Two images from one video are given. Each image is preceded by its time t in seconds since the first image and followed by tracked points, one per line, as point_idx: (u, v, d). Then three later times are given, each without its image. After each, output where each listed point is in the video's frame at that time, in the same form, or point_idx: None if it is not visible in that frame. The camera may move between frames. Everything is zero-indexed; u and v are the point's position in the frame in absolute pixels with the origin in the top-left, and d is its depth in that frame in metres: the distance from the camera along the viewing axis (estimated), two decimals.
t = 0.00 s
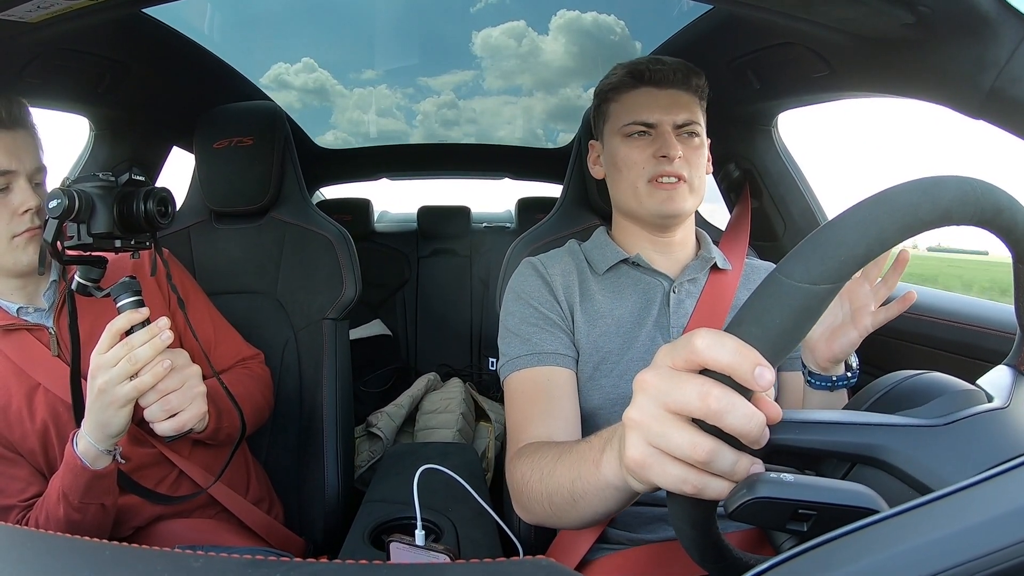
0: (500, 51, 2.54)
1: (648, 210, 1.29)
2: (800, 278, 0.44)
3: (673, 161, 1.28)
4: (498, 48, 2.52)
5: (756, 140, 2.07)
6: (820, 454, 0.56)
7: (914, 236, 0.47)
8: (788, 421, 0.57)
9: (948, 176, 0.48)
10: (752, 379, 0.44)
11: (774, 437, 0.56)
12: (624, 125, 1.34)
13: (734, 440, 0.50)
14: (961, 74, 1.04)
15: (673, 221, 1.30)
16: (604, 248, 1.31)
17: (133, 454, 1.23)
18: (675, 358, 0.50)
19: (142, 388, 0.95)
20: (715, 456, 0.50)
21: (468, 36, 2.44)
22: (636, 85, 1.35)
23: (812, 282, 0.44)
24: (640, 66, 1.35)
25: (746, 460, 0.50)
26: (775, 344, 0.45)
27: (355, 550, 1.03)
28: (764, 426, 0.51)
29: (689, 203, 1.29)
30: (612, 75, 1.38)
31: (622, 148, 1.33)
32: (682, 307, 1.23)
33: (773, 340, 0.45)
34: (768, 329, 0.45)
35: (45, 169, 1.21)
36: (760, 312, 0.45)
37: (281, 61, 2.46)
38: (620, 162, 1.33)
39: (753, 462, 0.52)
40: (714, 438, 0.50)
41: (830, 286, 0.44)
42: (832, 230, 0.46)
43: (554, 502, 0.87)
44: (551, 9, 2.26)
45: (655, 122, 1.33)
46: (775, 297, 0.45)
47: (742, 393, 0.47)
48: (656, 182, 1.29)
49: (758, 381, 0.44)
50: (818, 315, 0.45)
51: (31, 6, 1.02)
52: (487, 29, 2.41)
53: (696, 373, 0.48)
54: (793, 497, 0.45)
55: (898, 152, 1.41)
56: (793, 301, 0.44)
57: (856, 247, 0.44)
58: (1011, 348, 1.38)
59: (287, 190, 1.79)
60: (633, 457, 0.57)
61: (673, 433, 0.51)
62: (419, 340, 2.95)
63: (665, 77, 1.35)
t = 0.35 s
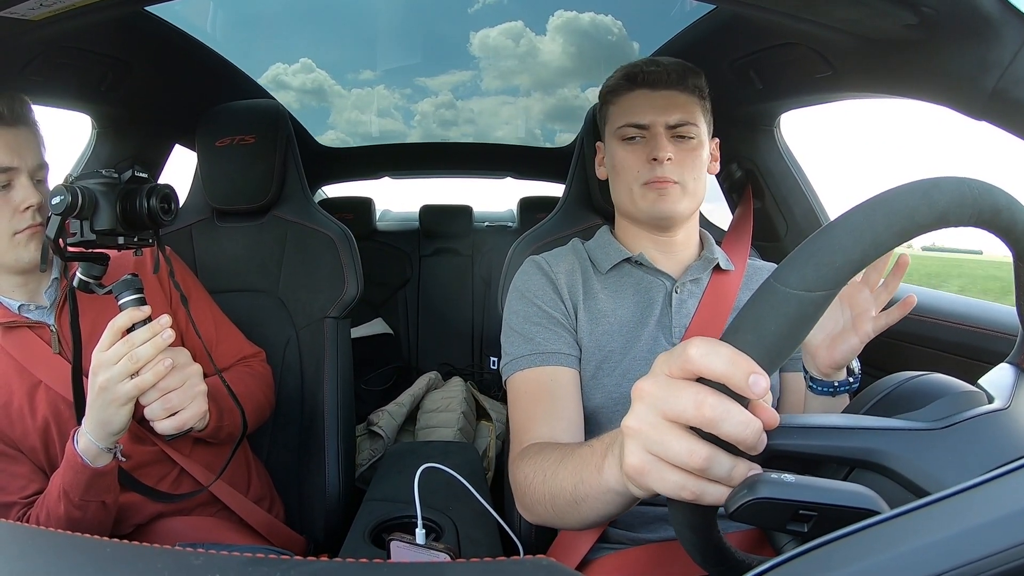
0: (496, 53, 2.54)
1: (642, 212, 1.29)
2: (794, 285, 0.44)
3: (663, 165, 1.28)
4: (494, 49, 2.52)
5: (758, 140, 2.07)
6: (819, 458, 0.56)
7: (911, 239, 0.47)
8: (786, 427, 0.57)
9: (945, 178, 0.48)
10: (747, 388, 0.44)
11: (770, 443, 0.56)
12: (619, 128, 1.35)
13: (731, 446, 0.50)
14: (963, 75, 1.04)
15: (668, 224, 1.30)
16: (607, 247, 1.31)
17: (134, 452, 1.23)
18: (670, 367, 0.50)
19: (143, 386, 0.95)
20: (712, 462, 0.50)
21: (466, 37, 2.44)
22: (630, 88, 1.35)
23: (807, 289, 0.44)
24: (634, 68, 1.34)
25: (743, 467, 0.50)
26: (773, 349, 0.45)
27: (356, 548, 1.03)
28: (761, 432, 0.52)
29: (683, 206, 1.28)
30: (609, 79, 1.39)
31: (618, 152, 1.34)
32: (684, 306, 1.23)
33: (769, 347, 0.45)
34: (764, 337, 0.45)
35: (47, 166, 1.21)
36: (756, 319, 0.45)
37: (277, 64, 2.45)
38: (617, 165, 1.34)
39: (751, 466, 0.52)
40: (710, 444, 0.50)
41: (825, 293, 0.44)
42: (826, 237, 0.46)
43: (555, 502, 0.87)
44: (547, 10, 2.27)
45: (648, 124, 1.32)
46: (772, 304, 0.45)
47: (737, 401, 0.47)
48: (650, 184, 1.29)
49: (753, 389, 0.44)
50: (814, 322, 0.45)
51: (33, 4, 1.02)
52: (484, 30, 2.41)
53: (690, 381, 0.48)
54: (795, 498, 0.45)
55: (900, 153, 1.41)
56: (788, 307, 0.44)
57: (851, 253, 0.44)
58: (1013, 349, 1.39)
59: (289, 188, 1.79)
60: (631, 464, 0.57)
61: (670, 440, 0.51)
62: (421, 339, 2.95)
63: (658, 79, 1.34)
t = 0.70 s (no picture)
0: (493, 53, 2.55)
1: (637, 222, 1.30)
2: (789, 294, 0.45)
3: (655, 173, 1.28)
4: (491, 49, 2.52)
5: (761, 142, 2.06)
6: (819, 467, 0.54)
7: (908, 244, 0.47)
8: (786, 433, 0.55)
9: (941, 181, 0.48)
10: (742, 397, 0.45)
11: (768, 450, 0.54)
12: (614, 134, 1.35)
13: (729, 454, 0.50)
14: (967, 78, 1.04)
15: (665, 231, 1.30)
16: (609, 248, 1.31)
17: (135, 450, 1.23)
18: (666, 377, 0.51)
19: (145, 383, 0.95)
20: (709, 470, 0.50)
21: (460, 38, 2.44)
22: (624, 93, 1.35)
23: (802, 298, 0.44)
24: (626, 73, 1.34)
25: (741, 474, 0.50)
26: (768, 358, 0.45)
27: (356, 546, 1.03)
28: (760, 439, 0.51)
29: (678, 212, 1.28)
30: (603, 84, 1.39)
31: (614, 159, 1.35)
32: (687, 308, 1.22)
33: (764, 354, 0.45)
34: (760, 346, 0.45)
35: (49, 164, 1.21)
36: (752, 328, 0.46)
37: (273, 65, 2.45)
38: (612, 172, 1.35)
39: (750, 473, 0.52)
40: (707, 453, 0.50)
41: (820, 301, 0.45)
42: (822, 246, 0.46)
43: (556, 503, 0.87)
44: (544, 11, 2.27)
45: (640, 130, 1.32)
46: (767, 311, 0.45)
47: (733, 409, 0.47)
48: (643, 194, 1.29)
49: (746, 399, 0.44)
50: (808, 332, 0.45)
51: (37, 1, 1.03)
52: (480, 30, 2.41)
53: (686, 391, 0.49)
54: (796, 501, 0.45)
55: (903, 155, 1.40)
56: (783, 316, 0.45)
57: (846, 261, 0.45)
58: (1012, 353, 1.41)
59: (291, 187, 1.79)
60: (630, 472, 0.57)
61: (668, 449, 0.52)
62: (423, 338, 2.94)
63: (650, 82, 1.33)
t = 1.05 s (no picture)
0: (488, 54, 2.55)
1: (653, 215, 1.29)
2: (781, 305, 0.46)
3: (677, 169, 1.27)
4: (486, 50, 2.52)
5: (764, 142, 2.06)
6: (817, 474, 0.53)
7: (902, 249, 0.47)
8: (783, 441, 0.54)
9: (936, 183, 0.48)
10: (736, 408, 0.45)
11: (766, 459, 0.53)
12: (632, 128, 1.35)
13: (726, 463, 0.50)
14: (969, 78, 1.04)
15: (677, 228, 1.30)
16: (613, 248, 1.31)
17: (138, 449, 1.23)
18: (663, 389, 0.51)
19: (148, 381, 0.95)
20: (708, 478, 0.50)
21: (458, 38, 2.45)
22: (646, 88, 1.34)
23: (794, 309, 0.45)
24: (650, 69, 1.34)
25: (740, 479, 0.50)
26: (760, 369, 0.46)
27: (359, 546, 1.03)
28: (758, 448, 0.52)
29: (694, 209, 1.28)
30: (622, 77, 1.38)
31: (630, 152, 1.34)
32: (690, 309, 1.22)
33: (757, 365, 0.46)
34: (752, 358, 0.46)
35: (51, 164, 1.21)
36: (743, 341, 0.46)
37: (275, 64, 2.45)
38: (628, 165, 1.34)
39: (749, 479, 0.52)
40: (704, 462, 0.50)
41: (812, 311, 0.45)
42: (812, 253, 0.47)
43: (558, 504, 0.87)
44: (539, 11, 2.28)
45: (662, 127, 1.32)
46: (758, 323, 0.46)
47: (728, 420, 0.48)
48: (660, 188, 1.29)
49: (740, 410, 0.45)
50: (803, 339, 0.46)
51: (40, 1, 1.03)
52: (476, 31, 2.41)
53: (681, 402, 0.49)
54: (799, 501, 0.45)
55: (905, 156, 1.40)
56: (776, 328, 0.45)
57: (840, 269, 0.45)
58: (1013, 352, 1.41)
59: (294, 187, 1.79)
60: (629, 482, 0.57)
61: (665, 458, 0.52)
62: (425, 338, 2.94)
63: (674, 80, 1.34)
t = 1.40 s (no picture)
0: (484, 54, 2.54)
1: (664, 211, 1.28)
2: (780, 309, 0.46)
3: (692, 163, 1.28)
4: (481, 52, 2.53)
5: (766, 141, 2.06)
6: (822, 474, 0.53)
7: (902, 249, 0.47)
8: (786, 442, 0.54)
9: (933, 181, 0.48)
10: (737, 411, 0.45)
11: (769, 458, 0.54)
12: (643, 124, 1.35)
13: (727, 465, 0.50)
14: (972, 76, 1.04)
15: (687, 224, 1.30)
16: (617, 247, 1.31)
17: (141, 448, 1.24)
18: (663, 392, 0.51)
19: (149, 378, 0.95)
20: (710, 481, 0.50)
21: (449, 40, 2.45)
22: (660, 84, 1.35)
23: (794, 312, 0.45)
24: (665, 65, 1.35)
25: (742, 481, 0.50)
26: (759, 374, 0.46)
27: (363, 545, 1.03)
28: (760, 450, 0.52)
29: (705, 205, 1.28)
30: (636, 72, 1.38)
31: (641, 146, 1.34)
32: (694, 307, 1.23)
33: (756, 369, 0.46)
34: (751, 363, 0.46)
35: (54, 164, 1.21)
36: (742, 343, 0.47)
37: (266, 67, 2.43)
38: (639, 158, 1.33)
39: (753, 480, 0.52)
40: (706, 464, 0.50)
41: (811, 313, 0.45)
42: (812, 254, 0.47)
43: (561, 503, 0.87)
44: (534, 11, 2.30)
45: (675, 122, 1.33)
46: (759, 326, 0.46)
47: (729, 422, 0.48)
48: (671, 183, 1.29)
49: (742, 413, 0.45)
50: (802, 342, 0.46)
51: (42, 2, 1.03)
52: (470, 32, 2.41)
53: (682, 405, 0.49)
54: (803, 500, 0.45)
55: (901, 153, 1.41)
56: (777, 332, 0.46)
57: (839, 271, 0.45)
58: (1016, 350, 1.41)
59: (297, 186, 1.80)
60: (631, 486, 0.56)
61: (668, 462, 0.52)
62: (428, 337, 2.94)
63: (688, 78, 1.35)
